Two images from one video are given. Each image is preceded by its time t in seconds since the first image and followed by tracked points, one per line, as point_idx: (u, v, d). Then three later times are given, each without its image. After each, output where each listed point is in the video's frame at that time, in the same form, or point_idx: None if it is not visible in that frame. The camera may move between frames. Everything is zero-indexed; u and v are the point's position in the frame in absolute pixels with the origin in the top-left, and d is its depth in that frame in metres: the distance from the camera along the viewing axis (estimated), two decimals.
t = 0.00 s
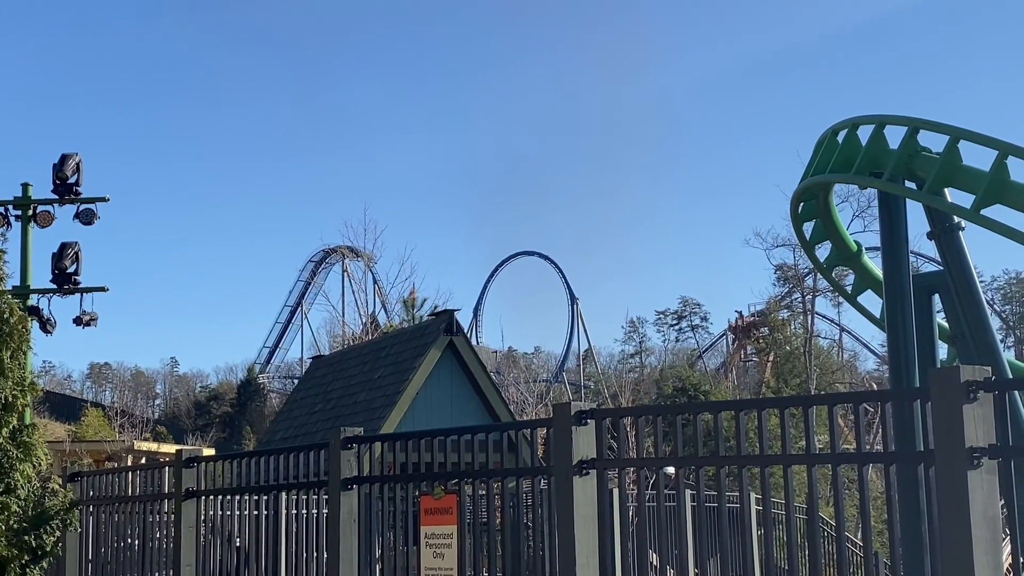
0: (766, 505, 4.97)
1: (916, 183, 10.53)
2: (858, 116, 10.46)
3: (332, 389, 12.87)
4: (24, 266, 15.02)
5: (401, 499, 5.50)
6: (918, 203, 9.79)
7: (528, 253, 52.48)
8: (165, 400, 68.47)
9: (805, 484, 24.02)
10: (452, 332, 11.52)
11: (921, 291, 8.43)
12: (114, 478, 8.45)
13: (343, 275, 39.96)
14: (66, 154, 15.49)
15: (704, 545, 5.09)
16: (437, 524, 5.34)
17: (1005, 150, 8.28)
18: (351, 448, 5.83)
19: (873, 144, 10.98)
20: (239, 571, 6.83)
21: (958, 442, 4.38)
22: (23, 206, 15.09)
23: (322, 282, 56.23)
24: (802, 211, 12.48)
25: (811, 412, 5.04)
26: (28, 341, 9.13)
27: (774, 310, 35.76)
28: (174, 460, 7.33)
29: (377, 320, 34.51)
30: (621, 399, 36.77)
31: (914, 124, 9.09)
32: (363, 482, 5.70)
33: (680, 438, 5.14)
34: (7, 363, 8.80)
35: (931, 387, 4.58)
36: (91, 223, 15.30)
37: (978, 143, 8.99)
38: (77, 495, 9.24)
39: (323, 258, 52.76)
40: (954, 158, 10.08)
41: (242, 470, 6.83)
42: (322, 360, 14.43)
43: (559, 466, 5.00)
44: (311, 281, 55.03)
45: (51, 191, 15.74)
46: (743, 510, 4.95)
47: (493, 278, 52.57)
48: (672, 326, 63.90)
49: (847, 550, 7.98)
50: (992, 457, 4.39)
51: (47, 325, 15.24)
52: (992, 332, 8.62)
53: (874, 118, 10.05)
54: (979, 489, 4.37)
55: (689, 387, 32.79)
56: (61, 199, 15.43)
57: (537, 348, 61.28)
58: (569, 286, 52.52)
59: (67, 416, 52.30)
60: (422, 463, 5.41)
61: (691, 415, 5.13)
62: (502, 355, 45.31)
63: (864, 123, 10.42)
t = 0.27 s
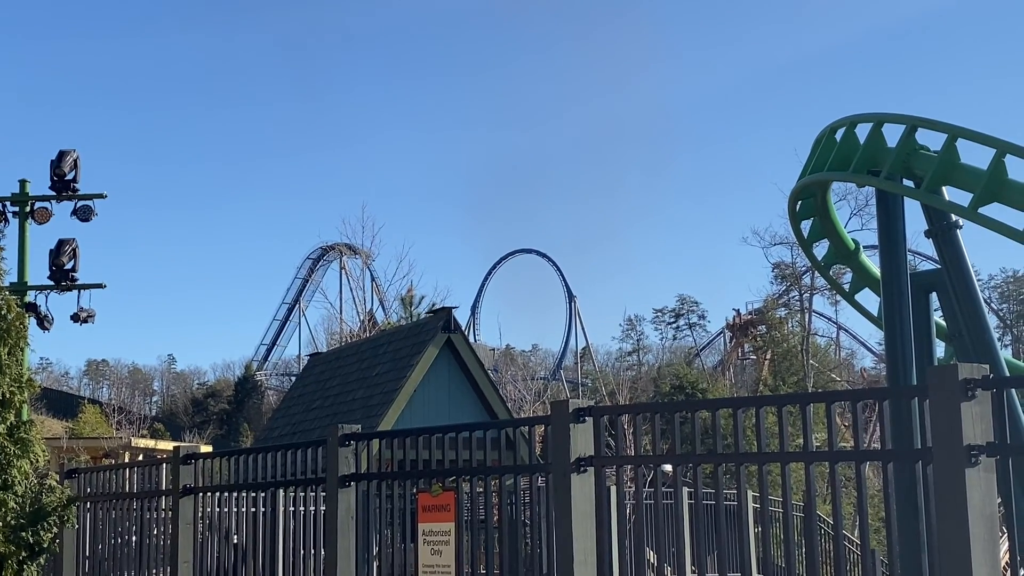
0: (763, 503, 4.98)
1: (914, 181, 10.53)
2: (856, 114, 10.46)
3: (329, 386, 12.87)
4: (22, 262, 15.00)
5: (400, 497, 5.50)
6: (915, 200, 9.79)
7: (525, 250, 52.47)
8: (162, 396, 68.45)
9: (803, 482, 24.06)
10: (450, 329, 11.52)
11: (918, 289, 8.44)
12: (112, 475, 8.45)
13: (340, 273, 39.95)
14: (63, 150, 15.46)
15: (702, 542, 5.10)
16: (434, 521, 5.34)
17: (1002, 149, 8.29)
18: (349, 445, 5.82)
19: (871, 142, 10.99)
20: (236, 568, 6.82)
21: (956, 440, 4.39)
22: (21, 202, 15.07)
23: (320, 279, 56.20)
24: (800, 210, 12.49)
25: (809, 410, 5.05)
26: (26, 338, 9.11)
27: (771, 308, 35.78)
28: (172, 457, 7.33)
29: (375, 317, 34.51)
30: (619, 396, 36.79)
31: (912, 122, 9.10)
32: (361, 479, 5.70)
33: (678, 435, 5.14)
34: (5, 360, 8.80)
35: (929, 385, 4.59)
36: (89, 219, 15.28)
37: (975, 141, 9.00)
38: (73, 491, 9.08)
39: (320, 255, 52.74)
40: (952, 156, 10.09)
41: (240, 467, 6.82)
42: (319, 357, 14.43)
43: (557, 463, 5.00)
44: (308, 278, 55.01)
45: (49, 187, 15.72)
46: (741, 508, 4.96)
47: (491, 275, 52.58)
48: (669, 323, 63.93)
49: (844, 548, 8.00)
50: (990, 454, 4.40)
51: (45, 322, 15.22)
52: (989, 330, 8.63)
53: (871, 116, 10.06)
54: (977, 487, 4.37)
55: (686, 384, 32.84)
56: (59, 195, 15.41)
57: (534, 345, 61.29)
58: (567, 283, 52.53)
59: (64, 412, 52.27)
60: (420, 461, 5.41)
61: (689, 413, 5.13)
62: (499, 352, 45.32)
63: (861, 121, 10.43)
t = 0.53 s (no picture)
0: (760, 500, 4.98)
1: (912, 178, 10.55)
2: (854, 112, 10.47)
3: (326, 383, 12.87)
4: (19, 259, 14.98)
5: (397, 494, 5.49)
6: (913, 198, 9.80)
7: (523, 248, 52.47)
8: (160, 393, 68.44)
9: (800, 479, 24.10)
10: (448, 326, 11.52)
11: (916, 287, 8.44)
12: (110, 471, 8.43)
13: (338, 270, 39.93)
14: (61, 147, 15.45)
15: (699, 538, 5.09)
16: (432, 518, 5.34)
17: (1000, 147, 8.29)
18: (347, 441, 5.82)
19: (869, 140, 11.00)
20: (233, 564, 6.81)
21: (954, 438, 4.40)
22: (18, 198, 15.06)
23: (317, 277, 56.17)
24: (798, 207, 12.50)
25: (805, 407, 5.04)
26: (23, 334, 9.08)
27: (769, 306, 35.81)
28: (169, 453, 7.32)
29: (372, 314, 34.52)
30: (616, 394, 36.82)
31: (910, 120, 9.10)
32: (358, 476, 5.70)
33: (675, 432, 5.14)
34: (2, 356, 8.78)
35: (926, 382, 4.59)
36: (86, 216, 15.26)
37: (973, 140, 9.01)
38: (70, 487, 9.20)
39: (318, 253, 52.74)
40: (949, 155, 10.10)
41: (237, 464, 6.82)
42: (317, 354, 14.42)
43: (554, 460, 5.01)
44: (306, 276, 54.99)
45: (46, 183, 15.70)
46: (738, 505, 4.96)
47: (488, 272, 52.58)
48: (667, 321, 63.97)
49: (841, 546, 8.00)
50: (987, 451, 4.41)
51: (42, 318, 15.20)
52: (987, 329, 8.62)
53: (869, 114, 10.07)
54: (974, 484, 4.38)
55: (683, 382, 32.88)
56: (56, 191, 15.39)
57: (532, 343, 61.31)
58: (564, 281, 52.53)
59: (61, 409, 52.22)
60: (418, 457, 5.41)
61: (686, 410, 5.13)
62: (497, 350, 45.33)
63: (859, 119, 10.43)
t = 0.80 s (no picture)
0: (757, 497, 4.99)
1: (910, 176, 10.54)
2: (852, 110, 10.46)
3: (325, 380, 12.87)
4: (17, 255, 14.97)
5: (395, 491, 5.50)
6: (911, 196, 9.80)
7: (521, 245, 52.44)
8: (158, 390, 68.41)
9: (797, 475, 24.12)
10: (446, 324, 11.52)
11: (914, 285, 8.44)
12: (107, 468, 8.43)
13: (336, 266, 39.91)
14: (58, 143, 15.44)
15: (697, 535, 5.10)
16: (430, 514, 5.34)
17: (998, 145, 8.29)
18: (344, 438, 5.83)
19: (867, 137, 10.99)
20: (230, 561, 6.82)
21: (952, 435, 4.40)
22: (16, 194, 15.04)
23: (315, 273, 56.14)
24: (796, 205, 12.50)
25: (803, 405, 5.05)
26: (21, 330, 9.08)
27: (767, 303, 35.80)
28: (167, 450, 7.32)
29: (371, 311, 34.51)
30: (614, 391, 36.84)
31: (908, 118, 9.10)
32: (356, 473, 5.70)
33: (673, 429, 5.15)
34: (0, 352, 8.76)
35: (924, 379, 4.59)
36: (84, 212, 15.25)
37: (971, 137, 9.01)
38: (69, 483, 9.24)
39: (316, 250, 52.71)
40: (948, 152, 10.10)
41: (235, 460, 6.82)
42: (315, 351, 14.42)
43: (552, 457, 5.01)
44: (304, 273, 54.96)
45: (44, 179, 15.68)
46: (735, 503, 4.96)
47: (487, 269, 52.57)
48: (665, 319, 63.99)
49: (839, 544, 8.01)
50: (985, 449, 4.41)
51: (39, 314, 15.20)
52: (985, 326, 8.62)
53: (868, 111, 10.07)
54: (971, 481, 4.38)
55: (681, 379, 32.90)
56: (54, 188, 15.38)
57: (530, 340, 61.32)
58: (563, 278, 52.52)
59: (59, 406, 52.20)
60: (416, 455, 5.40)
61: (684, 407, 5.13)
62: (496, 347, 45.34)
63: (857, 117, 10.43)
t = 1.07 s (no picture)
0: (755, 496, 4.99)
1: (909, 174, 10.54)
2: (851, 108, 10.45)
3: (323, 378, 12.87)
4: (16, 253, 14.97)
5: (393, 488, 5.50)
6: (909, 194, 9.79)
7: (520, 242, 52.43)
8: (157, 387, 68.44)
9: (796, 474, 24.14)
10: (445, 321, 11.53)
11: (912, 283, 8.43)
12: (106, 466, 8.43)
13: (335, 264, 39.92)
14: (57, 141, 15.43)
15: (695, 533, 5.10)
16: (429, 512, 5.34)
17: (997, 142, 8.28)
18: (343, 436, 5.82)
19: (866, 135, 10.99)
20: (229, 559, 6.82)
21: (950, 434, 4.40)
22: (15, 192, 15.05)
23: (315, 271, 56.15)
24: (794, 202, 12.50)
25: (802, 403, 5.05)
26: (19, 328, 9.08)
27: (766, 301, 35.80)
28: (165, 448, 7.33)
29: (369, 308, 34.53)
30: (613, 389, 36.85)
31: (906, 116, 9.09)
32: (354, 471, 5.70)
33: (672, 427, 5.15)
34: None
35: (922, 377, 4.60)
36: (83, 210, 15.25)
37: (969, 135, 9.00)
38: (68, 482, 9.22)
39: (315, 247, 52.71)
40: (947, 150, 10.09)
41: (234, 458, 6.82)
42: (314, 348, 14.42)
43: (551, 455, 5.01)
44: (303, 270, 54.95)
45: (43, 177, 15.68)
46: (735, 501, 4.96)
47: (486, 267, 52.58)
48: (664, 316, 64.00)
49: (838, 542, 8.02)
50: (983, 447, 4.41)
51: (38, 312, 15.20)
52: (983, 325, 8.61)
53: (866, 109, 10.06)
54: (969, 479, 4.39)
55: (680, 377, 32.91)
56: (53, 185, 15.38)
57: (529, 337, 61.33)
58: (562, 276, 52.53)
59: (57, 403, 52.22)
60: (415, 452, 5.40)
61: (683, 405, 5.13)
62: (495, 344, 45.36)
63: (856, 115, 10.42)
